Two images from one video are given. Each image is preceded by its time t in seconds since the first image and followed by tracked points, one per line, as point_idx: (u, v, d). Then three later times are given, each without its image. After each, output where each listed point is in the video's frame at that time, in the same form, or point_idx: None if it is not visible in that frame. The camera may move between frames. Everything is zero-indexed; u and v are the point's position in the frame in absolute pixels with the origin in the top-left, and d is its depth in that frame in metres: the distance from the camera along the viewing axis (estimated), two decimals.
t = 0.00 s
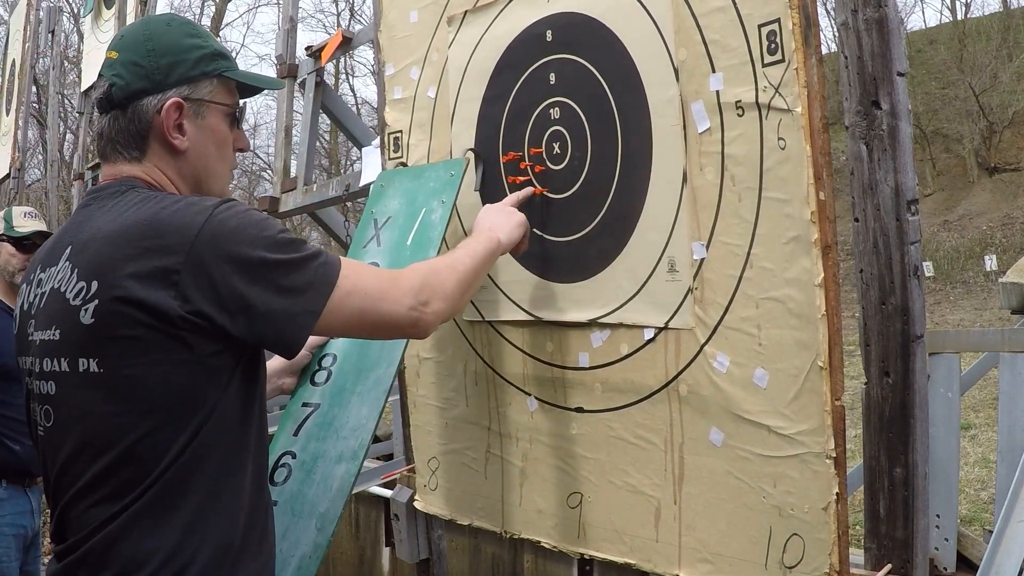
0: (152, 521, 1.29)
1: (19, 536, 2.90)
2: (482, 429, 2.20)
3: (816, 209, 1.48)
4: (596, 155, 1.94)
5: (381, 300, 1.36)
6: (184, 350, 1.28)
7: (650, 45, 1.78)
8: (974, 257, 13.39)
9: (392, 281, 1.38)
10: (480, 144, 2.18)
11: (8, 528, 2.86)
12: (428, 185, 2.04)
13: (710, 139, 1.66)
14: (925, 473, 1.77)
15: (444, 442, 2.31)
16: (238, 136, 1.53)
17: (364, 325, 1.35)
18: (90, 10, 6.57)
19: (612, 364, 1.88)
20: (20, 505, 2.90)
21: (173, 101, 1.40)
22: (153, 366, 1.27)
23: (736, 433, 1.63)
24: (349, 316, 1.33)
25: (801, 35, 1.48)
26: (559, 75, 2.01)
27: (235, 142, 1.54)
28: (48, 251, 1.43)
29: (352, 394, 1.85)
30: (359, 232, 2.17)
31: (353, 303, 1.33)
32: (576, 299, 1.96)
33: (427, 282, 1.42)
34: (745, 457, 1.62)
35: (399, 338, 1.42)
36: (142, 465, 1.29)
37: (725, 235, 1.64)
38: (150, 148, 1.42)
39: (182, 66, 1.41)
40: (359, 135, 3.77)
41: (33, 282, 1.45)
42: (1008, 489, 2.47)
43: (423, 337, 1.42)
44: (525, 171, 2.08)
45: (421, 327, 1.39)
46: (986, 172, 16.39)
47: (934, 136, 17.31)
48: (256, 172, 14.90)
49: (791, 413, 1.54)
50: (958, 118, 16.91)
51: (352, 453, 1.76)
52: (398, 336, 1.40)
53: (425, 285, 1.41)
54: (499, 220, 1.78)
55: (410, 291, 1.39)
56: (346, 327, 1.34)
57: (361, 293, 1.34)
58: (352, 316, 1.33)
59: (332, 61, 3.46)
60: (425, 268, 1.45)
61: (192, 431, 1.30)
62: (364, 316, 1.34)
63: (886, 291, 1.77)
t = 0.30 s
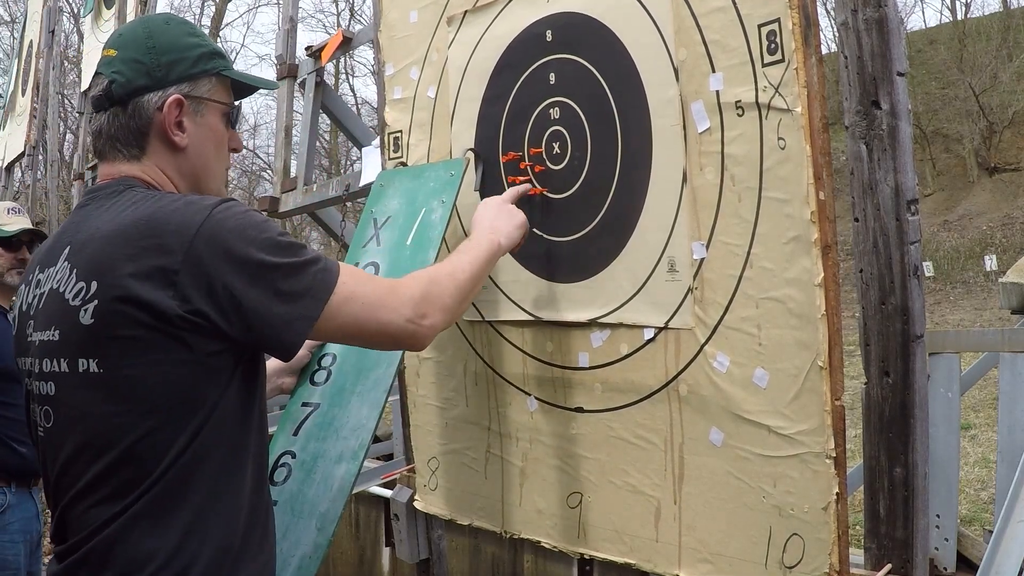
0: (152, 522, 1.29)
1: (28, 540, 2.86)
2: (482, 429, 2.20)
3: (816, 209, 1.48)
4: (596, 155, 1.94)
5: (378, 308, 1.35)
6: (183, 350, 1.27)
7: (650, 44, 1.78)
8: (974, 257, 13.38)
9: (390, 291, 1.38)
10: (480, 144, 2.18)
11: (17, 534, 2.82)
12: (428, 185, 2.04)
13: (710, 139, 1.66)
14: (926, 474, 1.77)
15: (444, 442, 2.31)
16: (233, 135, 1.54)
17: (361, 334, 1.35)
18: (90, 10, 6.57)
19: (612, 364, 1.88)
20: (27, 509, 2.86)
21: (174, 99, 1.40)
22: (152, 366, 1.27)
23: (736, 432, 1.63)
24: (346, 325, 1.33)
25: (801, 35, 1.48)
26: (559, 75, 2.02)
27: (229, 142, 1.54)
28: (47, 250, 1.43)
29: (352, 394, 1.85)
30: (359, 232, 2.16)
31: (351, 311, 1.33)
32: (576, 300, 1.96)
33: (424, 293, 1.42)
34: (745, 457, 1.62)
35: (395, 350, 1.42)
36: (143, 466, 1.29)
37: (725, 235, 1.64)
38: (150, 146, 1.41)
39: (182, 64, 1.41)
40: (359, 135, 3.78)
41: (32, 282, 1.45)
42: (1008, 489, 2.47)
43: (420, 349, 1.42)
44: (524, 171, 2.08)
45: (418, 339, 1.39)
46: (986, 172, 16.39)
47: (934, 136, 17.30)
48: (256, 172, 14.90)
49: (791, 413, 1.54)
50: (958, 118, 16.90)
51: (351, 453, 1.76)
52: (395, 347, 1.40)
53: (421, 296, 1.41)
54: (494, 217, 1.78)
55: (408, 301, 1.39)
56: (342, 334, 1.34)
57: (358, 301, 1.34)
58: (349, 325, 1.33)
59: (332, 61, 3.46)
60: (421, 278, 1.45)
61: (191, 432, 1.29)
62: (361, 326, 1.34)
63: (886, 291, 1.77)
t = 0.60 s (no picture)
0: (152, 523, 1.29)
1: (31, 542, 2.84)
2: (483, 429, 2.20)
3: (816, 209, 1.48)
4: (596, 155, 1.94)
5: (361, 346, 1.31)
6: (179, 353, 1.27)
7: (650, 45, 1.78)
8: (974, 257, 13.38)
9: (371, 332, 1.34)
10: (480, 144, 2.18)
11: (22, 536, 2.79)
12: (428, 185, 2.04)
13: (710, 139, 1.66)
14: (925, 474, 1.77)
15: (444, 442, 2.31)
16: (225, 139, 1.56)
17: (338, 373, 1.30)
18: (90, 10, 6.57)
19: (612, 364, 1.88)
20: (30, 511, 2.83)
21: (181, 95, 1.41)
22: (148, 368, 1.27)
23: (736, 432, 1.64)
24: (325, 361, 1.29)
25: (801, 35, 1.48)
26: (559, 75, 2.02)
27: (221, 146, 1.56)
28: (45, 251, 1.44)
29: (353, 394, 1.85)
30: (359, 232, 2.16)
31: (332, 348, 1.29)
32: (576, 300, 1.96)
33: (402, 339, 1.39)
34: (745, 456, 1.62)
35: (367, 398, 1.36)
36: (143, 467, 1.30)
37: (725, 235, 1.64)
38: (154, 142, 1.41)
39: (189, 62, 1.43)
40: (359, 135, 3.78)
41: (31, 283, 1.46)
42: (1008, 489, 2.47)
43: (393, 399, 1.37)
44: (524, 171, 2.08)
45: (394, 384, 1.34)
46: (986, 172, 16.39)
47: (934, 136, 17.30)
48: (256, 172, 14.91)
49: (791, 413, 1.54)
50: (958, 118, 16.90)
51: (352, 454, 1.77)
52: (369, 394, 1.35)
53: (399, 340, 1.38)
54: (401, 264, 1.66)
55: (388, 346, 1.35)
56: (318, 372, 1.29)
57: (341, 336, 1.30)
58: (328, 362, 1.29)
59: (332, 61, 3.46)
60: (397, 324, 1.41)
61: (190, 433, 1.29)
62: (341, 364, 1.30)
63: (886, 291, 1.77)
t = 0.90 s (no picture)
0: (152, 525, 1.29)
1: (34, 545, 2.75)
2: (483, 429, 2.20)
3: (815, 209, 1.48)
4: (596, 155, 1.94)
5: (356, 333, 1.35)
6: (179, 351, 1.28)
7: (650, 45, 1.78)
8: (974, 257, 13.38)
9: (363, 322, 1.38)
10: (480, 144, 2.18)
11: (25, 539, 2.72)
12: (428, 185, 2.04)
13: (710, 139, 1.66)
14: (925, 474, 1.77)
15: (444, 443, 2.31)
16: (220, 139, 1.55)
17: (336, 359, 1.33)
18: (90, 10, 6.57)
19: (612, 364, 1.88)
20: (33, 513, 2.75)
21: (171, 95, 1.41)
22: (147, 366, 1.27)
23: (736, 433, 1.63)
24: (325, 348, 1.31)
25: (801, 35, 1.48)
26: (559, 75, 2.02)
27: (217, 145, 1.55)
28: (40, 252, 1.43)
29: (352, 394, 1.85)
30: (358, 232, 2.16)
31: (331, 333, 1.32)
32: (575, 300, 1.96)
33: (391, 329, 1.44)
34: (745, 457, 1.62)
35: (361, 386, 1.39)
36: (141, 467, 1.29)
37: (725, 235, 1.64)
38: (144, 142, 1.41)
39: (180, 62, 1.43)
40: (359, 135, 3.78)
41: (26, 285, 1.45)
42: (1008, 489, 2.47)
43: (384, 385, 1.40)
44: (524, 171, 2.08)
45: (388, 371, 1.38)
46: (986, 172, 16.39)
47: (934, 136, 17.30)
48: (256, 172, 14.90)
49: (791, 413, 1.54)
50: (958, 118, 16.90)
51: (351, 453, 1.76)
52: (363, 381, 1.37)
53: (389, 330, 1.43)
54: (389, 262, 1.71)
55: (379, 334, 1.40)
56: (317, 358, 1.31)
57: (339, 321, 1.33)
58: (327, 349, 1.31)
59: (332, 61, 3.46)
60: (385, 315, 1.46)
61: (189, 433, 1.29)
62: (339, 350, 1.32)
63: (886, 291, 1.77)
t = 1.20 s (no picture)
0: (147, 526, 1.29)
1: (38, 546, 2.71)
2: (483, 429, 2.20)
3: (816, 210, 1.48)
4: (597, 155, 1.95)
5: (343, 342, 1.32)
6: (169, 354, 1.28)
7: (650, 45, 1.78)
8: (974, 257, 13.38)
9: (357, 331, 1.34)
10: (481, 144, 2.18)
11: (28, 539, 2.67)
12: (430, 186, 2.04)
13: (710, 140, 1.66)
14: (925, 474, 1.77)
15: (444, 443, 2.31)
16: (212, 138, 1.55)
17: (322, 368, 1.31)
18: (90, 10, 6.57)
19: (612, 364, 1.88)
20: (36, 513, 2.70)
21: (157, 94, 1.40)
22: (136, 369, 1.27)
23: (736, 433, 1.64)
24: (310, 355, 1.29)
25: (802, 35, 1.48)
26: (560, 75, 2.02)
27: (209, 143, 1.55)
28: (32, 255, 1.43)
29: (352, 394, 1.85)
30: (359, 231, 2.16)
31: (317, 341, 1.29)
32: (576, 300, 1.96)
33: (390, 339, 1.39)
34: (745, 457, 1.62)
35: (352, 395, 1.36)
36: (134, 469, 1.30)
37: (725, 236, 1.64)
38: (132, 142, 1.41)
39: (166, 61, 1.43)
40: (359, 135, 3.78)
41: (19, 288, 1.46)
42: (1008, 489, 2.47)
43: (376, 396, 1.37)
44: (526, 171, 2.08)
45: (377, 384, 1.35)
46: (986, 172, 16.39)
47: (934, 136, 17.29)
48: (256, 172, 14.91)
49: (792, 414, 1.54)
50: (959, 118, 16.90)
51: (353, 455, 1.76)
52: (351, 391, 1.35)
53: (386, 340, 1.38)
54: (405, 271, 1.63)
55: (372, 343, 1.36)
56: (303, 365, 1.30)
57: (325, 331, 1.31)
58: (312, 355, 1.29)
59: (332, 62, 3.47)
60: (386, 323, 1.41)
61: (180, 435, 1.30)
62: (325, 357, 1.30)
63: (887, 291, 1.77)
